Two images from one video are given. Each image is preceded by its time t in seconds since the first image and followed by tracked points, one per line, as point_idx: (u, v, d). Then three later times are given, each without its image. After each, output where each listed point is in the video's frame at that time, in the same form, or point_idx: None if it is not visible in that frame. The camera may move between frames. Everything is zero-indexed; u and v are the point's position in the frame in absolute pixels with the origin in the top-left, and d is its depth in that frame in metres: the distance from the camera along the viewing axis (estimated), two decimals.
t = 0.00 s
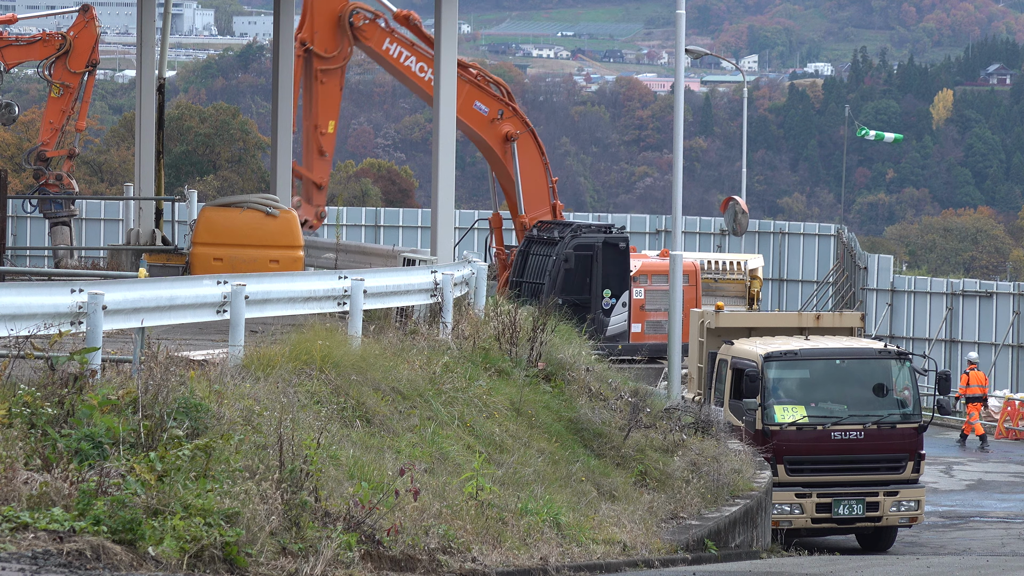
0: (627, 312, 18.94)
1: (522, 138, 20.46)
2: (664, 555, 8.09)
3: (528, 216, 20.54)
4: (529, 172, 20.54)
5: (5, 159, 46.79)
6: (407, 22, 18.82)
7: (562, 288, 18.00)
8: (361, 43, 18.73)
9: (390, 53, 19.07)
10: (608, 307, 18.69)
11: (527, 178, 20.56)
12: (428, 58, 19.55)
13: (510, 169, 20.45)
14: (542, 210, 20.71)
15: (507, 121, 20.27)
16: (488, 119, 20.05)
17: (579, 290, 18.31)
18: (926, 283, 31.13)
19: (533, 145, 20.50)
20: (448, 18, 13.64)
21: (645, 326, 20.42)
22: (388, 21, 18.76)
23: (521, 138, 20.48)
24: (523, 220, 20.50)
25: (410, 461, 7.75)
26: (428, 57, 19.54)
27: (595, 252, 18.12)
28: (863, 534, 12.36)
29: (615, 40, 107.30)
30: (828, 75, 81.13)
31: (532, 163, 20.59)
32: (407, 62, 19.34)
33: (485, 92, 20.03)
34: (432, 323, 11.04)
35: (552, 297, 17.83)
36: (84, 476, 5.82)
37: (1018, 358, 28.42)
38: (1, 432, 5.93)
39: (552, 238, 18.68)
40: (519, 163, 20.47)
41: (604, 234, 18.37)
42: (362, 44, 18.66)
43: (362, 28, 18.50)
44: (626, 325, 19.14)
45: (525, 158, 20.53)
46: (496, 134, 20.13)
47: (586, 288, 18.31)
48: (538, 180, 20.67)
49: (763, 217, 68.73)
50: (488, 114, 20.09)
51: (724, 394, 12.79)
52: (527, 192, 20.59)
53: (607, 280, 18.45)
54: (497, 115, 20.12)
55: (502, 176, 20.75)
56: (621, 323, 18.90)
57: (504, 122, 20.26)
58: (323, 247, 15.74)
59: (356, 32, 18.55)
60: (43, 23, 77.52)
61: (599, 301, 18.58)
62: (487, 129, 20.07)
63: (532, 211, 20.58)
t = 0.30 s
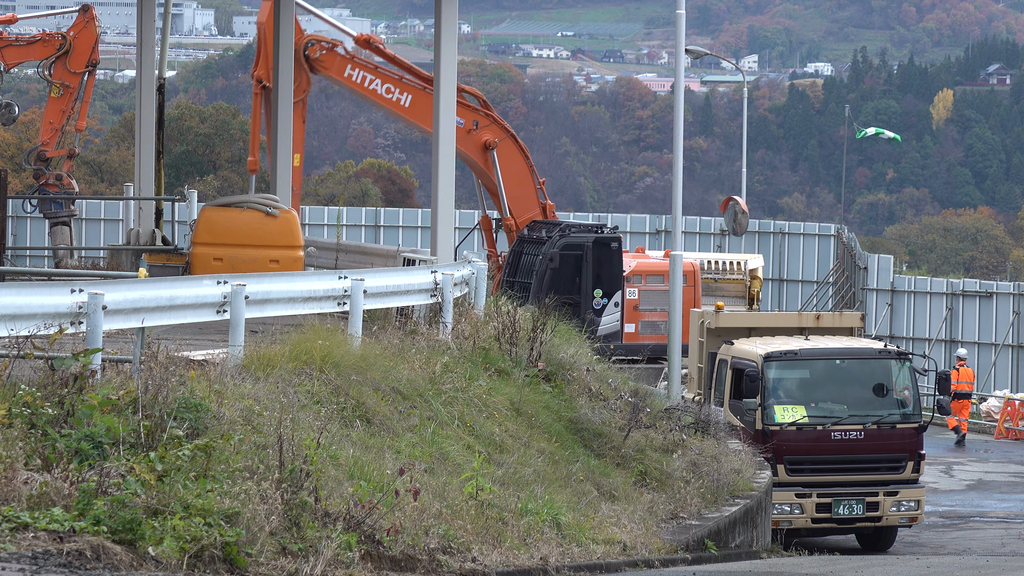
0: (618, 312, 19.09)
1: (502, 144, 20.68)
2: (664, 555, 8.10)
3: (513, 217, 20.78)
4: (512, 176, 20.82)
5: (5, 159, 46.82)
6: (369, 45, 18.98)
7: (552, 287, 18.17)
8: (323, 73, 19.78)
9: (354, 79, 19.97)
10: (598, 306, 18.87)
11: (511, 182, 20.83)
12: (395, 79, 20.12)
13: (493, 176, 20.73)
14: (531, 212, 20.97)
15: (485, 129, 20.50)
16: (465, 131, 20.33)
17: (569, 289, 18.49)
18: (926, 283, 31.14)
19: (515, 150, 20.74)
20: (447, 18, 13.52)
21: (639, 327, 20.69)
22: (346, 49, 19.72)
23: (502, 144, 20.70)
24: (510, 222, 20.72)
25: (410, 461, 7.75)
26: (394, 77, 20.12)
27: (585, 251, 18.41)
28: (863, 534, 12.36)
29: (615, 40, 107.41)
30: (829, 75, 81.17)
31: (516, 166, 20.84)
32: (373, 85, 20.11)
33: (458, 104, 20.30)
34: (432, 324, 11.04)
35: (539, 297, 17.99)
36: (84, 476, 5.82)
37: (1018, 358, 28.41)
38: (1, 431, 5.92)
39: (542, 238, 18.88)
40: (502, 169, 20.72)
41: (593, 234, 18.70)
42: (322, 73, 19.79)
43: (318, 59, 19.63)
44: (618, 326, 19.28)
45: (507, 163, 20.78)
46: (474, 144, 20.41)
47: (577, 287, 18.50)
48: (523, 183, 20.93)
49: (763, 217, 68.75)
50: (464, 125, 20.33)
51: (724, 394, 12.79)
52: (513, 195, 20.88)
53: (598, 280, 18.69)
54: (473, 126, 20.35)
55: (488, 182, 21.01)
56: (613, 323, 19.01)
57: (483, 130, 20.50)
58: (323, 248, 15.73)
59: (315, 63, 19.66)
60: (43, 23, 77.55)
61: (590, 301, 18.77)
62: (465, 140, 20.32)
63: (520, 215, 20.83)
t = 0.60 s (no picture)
0: (616, 312, 19.09)
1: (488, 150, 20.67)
2: (664, 555, 8.10)
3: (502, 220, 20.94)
4: (501, 182, 20.85)
5: (5, 160, 46.82)
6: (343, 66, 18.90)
7: (548, 287, 18.23)
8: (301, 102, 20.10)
9: (330, 104, 20.11)
10: (596, 306, 18.87)
11: (500, 188, 20.89)
12: (372, 99, 20.14)
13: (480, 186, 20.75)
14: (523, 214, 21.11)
15: (469, 139, 20.40)
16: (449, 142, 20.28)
17: (565, 288, 18.51)
18: (926, 283, 31.13)
19: (502, 155, 20.70)
20: (446, 18, 13.48)
21: (636, 327, 20.70)
22: (318, 74, 19.88)
23: (489, 151, 20.68)
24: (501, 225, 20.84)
25: (410, 461, 7.75)
26: (371, 98, 20.14)
27: (581, 251, 18.43)
28: (863, 534, 12.36)
29: (615, 40, 107.51)
30: (829, 75, 81.21)
31: (504, 172, 20.82)
32: (351, 108, 20.24)
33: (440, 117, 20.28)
34: (432, 323, 11.03)
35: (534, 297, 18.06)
36: (84, 476, 5.82)
37: (1018, 358, 28.43)
38: (0, 432, 5.92)
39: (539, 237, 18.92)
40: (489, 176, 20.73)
41: (590, 233, 18.67)
42: (299, 102, 20.12)
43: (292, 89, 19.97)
44: (616, 326, 19.29)
45: (495, 169, 20.77)
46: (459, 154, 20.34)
47: (573, 285, 18.53)
48: (511, 187, 20.97)
49: (763, 217, 68.77)
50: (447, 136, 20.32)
51: (724, 394, 12.80)
52: (503, 200, 20.98)
53: (595, 280, 18.68)
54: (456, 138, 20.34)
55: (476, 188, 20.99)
56: (610, 323, 19.02)
57: (467, 139, 20.40)
58: (323, 247, 15.71)
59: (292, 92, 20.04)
60: (44, 23, 77.56)
61: (587, 301, 18.77)
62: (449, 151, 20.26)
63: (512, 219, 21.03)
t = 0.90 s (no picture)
0: (616, 312, 19.10)
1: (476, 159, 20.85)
2: (664, 555, 8.09)
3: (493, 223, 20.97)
4: (492, 190, 20.97)
5: (5, 159, 46.79)
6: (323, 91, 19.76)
7: (548, 287, 18.24)
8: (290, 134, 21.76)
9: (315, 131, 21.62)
10: (596, 306, 18.86)
11: (491, 195, 21.00)
12: (358, 123, 21.42)
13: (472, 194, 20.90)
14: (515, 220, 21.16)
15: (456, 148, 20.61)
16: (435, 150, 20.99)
17: (565, 289, 18.51)
18: (926, 283, 31.12)
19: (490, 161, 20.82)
20: (446, 18, 13.47)
21: (636, 327, 20.71)
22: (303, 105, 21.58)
23: (477, 160, 20.83)
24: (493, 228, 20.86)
25: (410, 461, 7.75)
26: (356, 121, 21.45)
27: (581, 251, 18.45)
28: (863, 534, 12.36)
29: (615, 40, 107.56)
30: (829, 75, 81.26)
31: (493, 179, 20.92)
32: (337, 133, 21.58)
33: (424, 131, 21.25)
34: (432, 324, 11.04)
35: (534, 298, 18.07)
36: (84, 476, 5.82)
37: (1018, 358, 28.43)
38: (0, 432, 5.93)
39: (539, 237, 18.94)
40: (479, 184, 20.89)
41: (590, 233, 18.69)
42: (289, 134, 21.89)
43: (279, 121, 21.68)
44: (616, 326, 19.28)
45: (484, 176, 20.88)
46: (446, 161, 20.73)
47: (573, 285, 18.53)
48: (503, 194, 21.07)
49: (763, 217, 68.74)
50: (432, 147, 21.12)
51: (724, 393, 12.79)
52: (494, 206, 21.03)
53: (595, 281, 18.69)
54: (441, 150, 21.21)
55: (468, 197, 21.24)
56: (610, 323, 18.99)
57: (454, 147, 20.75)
58: (323, 248, 15.72)
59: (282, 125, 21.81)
60: (43, 23, 77.54)
61: (587, 301, 18.75)
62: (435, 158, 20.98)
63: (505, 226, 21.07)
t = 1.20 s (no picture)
0: (616, 312, 19.05)
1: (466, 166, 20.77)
2: (664, 555, 8.10)
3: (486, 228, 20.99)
4: (484, 197, 21.00)
5: (5, 159, 46.78)
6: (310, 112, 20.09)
7: (548, 287, 18.27)
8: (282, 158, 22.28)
9: (304, 155, 21.88)
10: (596, 307, 18.84)
11: (484, 201, 21.03)
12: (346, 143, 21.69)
13: (464, 203, 21.03)
14: (509, 223, 21.23)
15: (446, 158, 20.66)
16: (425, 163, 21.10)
17: (565, 289, 18.53)
18: (926, 283, 31.11)
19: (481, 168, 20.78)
20: (446, 19, 13.47)
21: (636, 327, 20.73)
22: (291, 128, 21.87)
23: (468, 168, 20.77)
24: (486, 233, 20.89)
25: (409, 461, 7.75)
26: (344, 142, 21.72)
27: (581, 250, 18.45)
28: (863, 534, 12.36)
29: (615, 40, 107.60)
30: (829, 75, 81.29)
31: (484, 184, 20.95)
32: (325, 155, 21.88)
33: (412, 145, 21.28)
34: (432, 323, 11.05)
35: (535, 299, 18.12)
36: (84, 475, 5.82)
37: (1017, 358, 28.42)
38: (1, 431, 5.93)
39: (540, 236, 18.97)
40: (471, 192, 20.92)
41: (590, 233, 18.69)
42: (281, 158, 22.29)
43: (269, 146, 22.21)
44: (616, 326, 19.24)
45: (475, 184, 20.90)
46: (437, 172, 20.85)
47: (573, 284, 18.53)
48: (495, 198, 21.09)
49: (763, 217, 68.73)
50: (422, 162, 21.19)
51: (724, 394, 12.80)
52: (487, 211, 21.07)
53: (595, 280, 18.68)
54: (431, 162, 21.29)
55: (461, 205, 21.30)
56: (610, 323, 18.94)
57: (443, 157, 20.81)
58: (323, 247, 15.70)
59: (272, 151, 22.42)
60: (43, 23, 77.49)
61: (587, 301, 18.74)
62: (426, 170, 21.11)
63: (499, 230, 21.18)
